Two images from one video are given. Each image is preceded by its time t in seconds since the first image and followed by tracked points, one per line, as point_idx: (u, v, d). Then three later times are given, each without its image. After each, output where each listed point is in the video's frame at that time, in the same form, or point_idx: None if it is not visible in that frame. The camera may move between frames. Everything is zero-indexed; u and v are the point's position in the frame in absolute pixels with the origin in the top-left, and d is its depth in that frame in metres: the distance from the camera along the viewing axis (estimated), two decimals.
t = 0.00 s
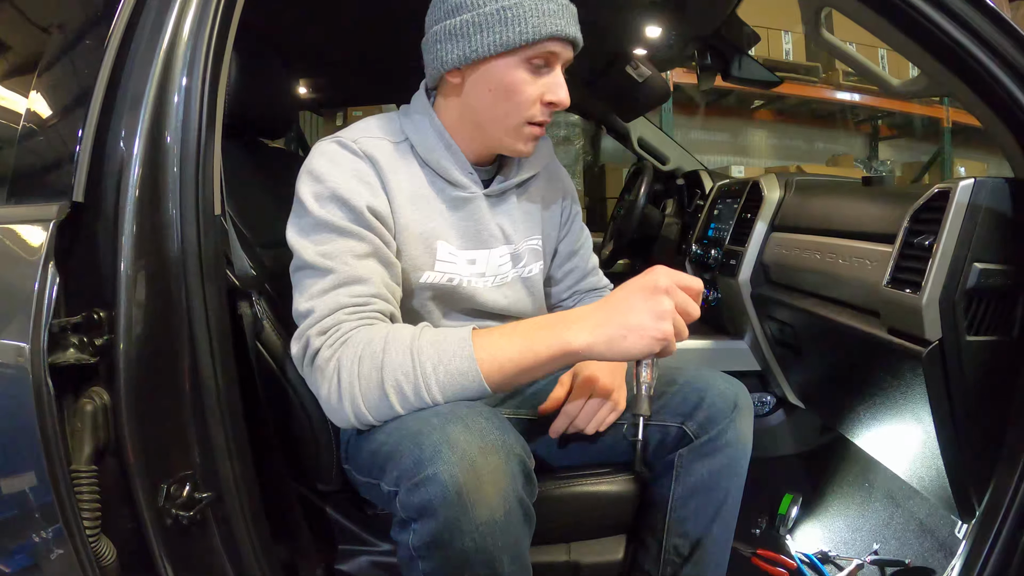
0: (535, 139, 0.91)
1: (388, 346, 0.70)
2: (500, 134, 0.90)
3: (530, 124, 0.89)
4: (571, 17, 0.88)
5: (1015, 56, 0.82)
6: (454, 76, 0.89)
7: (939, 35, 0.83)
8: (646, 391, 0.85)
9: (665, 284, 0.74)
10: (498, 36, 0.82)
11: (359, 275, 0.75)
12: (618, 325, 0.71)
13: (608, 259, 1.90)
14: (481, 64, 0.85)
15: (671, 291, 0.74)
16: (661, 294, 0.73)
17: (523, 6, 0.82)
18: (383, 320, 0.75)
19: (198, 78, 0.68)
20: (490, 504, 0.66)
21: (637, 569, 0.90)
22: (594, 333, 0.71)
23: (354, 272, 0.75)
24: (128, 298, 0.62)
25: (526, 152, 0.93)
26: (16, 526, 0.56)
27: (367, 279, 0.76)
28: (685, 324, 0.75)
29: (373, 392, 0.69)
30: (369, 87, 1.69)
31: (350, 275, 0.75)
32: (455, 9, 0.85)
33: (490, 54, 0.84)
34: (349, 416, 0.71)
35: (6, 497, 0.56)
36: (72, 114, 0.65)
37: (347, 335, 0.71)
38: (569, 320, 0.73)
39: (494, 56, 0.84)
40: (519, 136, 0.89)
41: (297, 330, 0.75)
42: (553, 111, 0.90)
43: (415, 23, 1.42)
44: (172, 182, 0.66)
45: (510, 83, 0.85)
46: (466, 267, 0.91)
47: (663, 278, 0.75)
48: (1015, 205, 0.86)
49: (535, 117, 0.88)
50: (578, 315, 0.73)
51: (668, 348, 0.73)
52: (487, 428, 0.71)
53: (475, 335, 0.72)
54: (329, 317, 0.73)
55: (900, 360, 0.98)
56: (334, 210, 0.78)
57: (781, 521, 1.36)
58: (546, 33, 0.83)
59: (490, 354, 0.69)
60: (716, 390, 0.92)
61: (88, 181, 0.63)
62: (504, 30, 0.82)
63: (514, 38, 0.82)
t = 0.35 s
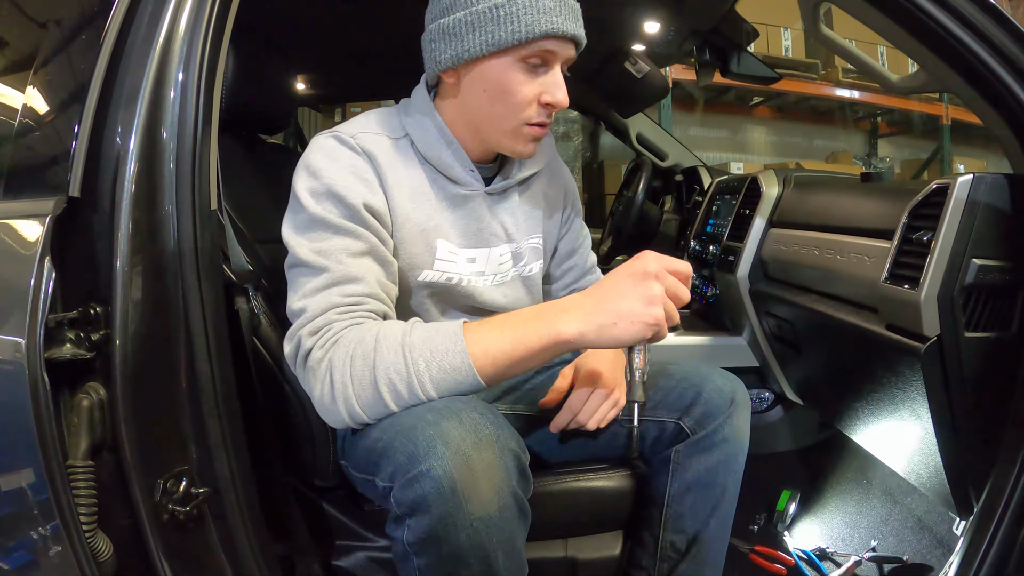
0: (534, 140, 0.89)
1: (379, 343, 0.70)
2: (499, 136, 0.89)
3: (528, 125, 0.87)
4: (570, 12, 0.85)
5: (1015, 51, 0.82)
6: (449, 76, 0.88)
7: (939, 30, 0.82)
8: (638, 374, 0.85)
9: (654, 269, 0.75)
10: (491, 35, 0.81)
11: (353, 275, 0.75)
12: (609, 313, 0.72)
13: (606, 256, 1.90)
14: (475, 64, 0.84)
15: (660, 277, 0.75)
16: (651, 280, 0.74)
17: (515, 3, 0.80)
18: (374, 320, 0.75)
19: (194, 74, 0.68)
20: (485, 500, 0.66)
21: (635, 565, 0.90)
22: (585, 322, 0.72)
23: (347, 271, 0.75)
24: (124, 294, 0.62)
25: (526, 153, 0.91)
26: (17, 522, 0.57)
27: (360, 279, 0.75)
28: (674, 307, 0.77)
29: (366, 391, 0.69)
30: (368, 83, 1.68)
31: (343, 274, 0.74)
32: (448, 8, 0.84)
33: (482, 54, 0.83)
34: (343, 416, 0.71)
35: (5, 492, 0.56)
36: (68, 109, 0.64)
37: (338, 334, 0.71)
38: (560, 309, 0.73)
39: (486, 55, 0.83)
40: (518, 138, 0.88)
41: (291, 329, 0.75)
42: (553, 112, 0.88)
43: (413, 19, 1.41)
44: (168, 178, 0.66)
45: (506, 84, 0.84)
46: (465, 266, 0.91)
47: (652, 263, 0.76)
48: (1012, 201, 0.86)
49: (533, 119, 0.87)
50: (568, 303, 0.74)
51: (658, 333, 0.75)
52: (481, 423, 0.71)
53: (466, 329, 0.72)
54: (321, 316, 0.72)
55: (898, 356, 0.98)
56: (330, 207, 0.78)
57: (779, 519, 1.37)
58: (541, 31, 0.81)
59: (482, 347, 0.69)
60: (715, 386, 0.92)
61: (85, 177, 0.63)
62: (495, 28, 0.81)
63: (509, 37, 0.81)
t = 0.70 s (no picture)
0: (514, 145, 0.87)
1: (378, 343, 0.70)
2: (479, 141, 0.87)
3: (508, 131, 0.84)
4: (559, 16, 0.82)
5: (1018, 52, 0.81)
6: (436, 77, 0.88)
7: (940, 30, 0.82)
8: (642, 298, 0.88)
9: (592, 213, 0.71)
10: (469, 36, 0.80)
11: (350, 278, 0.75)
12: (585, 277, 0.70)
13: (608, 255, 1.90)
14: (455, 65, 0.84)
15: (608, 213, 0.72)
16: (596, 224, 0.70)
17: (495, 4, 0.79)
18: (375, 320, 0.75)
19: (197, 74, 0.68)
20: (492, 496, 0.66)
21: (636, 564, 0.90)
22: (569, 293, 0.71)
23: (345, 275, 0.75)
24: (126, 294, 0.62)
25: (508, 158, 0.89)
26: (20, 520, 0.57)
27: (357, 282, 0.75)
28: (638, 229, 0.73)
29: (369, 394, 0.69)
30: (369, 82, 1.68)
31: (341, 278, 0.74)
32: (435, 9, 0.84)
33: (459, 54, 0.82)
34: (348, 419, 0.71)
35: (8, 491, 0.56)
36: (70, 109, 0.65)
37: (338, 339, 0.71)
38: (539, 289, 0.72)
39: (464, 56, 0.82)
40: (498, 143, 0.86)
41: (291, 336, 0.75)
42: (536, 119, 0.84)
43: (414, 19, 1.42)
44: (170, 177, 0.66)
45: (483, 86, 0.82)
46: (462, 268, 0.92)
47: (590, 205, 0.72)
48: (1014, 201, 0.86)
49: (513, 124, 0.84)
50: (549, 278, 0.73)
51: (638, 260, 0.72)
52: (486, 420, 0.71)
53: (462, 319, 0.72)
54: (321, 321, 0.72)
55: (899, 355, 0.98)
56: (323, 213, 0.78)
57: (780, 518, 1.37)
58: (519, 33, 0.78)
59: (479, 336, 0.70)
60: (717, 385, 0.91)
61: (88, 176, 0.63)
62: (473, 30, 0.79)
63: (485, 39, 0.79)
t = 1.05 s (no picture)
0: (481, 169, 0.86)
1: (401, 337, 0.70)
2: (449, 159, 0.85)
3: (475, 155, 0.83)
4: (535, 43, 0.77)
5: (1017, 54, 0.82)
6: (409, 90, 0.85)
7: (940, 31, 0.83)
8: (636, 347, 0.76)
9: (677, 285, 0.75)
10: (437, 61, 0.76)
11: (353, 270, 0.75)
12: (622, 314, 0.72)
13: (608, 255, 1.90)
14: (425, 87, 0.80)
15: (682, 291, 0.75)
16: (670, 296, 0.74)
17: (464, 31, 0.74)
18: (384, 311, 0.76)
19: (199, 74, 0.68)
20: (512, 489, 0.67)
21: (637, 563, 0.91)
22: (602, 319, 0.72)
23: (348, 266, 0.75)
24: (129, 293, 0.62)
25: (475, 179, 0.88)
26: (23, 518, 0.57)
27: (361, 273, 0.76)
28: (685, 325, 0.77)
29: (389, 384, 0.70)
30: (369, 82, 1.69)
31: (345, 270, 0.75)
32: (409, 20, 0.79)
33: (428, 79, 0.78)
34: (364, 412, 0.71)
35: (8, 490, 0.57)
36: (73, 110, 0.65)
37: (354, 331, 0.72)
38: (576, 303, 0.73)
39: (433, 81, 0.78)
40: (466, 165, 0.85)
41: (301, 330, 0.74)
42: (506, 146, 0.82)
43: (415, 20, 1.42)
44: (173, 177, 0.66)
45: (453, 112, 0.80)
46: (451, 267, 0.92)
47: (674, 278, 0.76)
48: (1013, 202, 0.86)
49: (480, 150, 0.82)
50: (596, 298, 0.73)
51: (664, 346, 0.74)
52: (505, 413, 0.72)
53: (486, 320, 0.72)
54: (332, 314, 0.73)
55: (899, 356, 0.98)
56: (313, 213, 0.78)
57: (779, 518, 1.36)
58: (488, 65, 0.74)
59: (506, 340, 0.70)
60: (717, 385, 0.92)
61: (90, 176, 0.63)
62: (442, 56, 0.75)
63: (454, 68, 0.75)
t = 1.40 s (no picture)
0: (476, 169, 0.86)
1: (393, 340, 0.71)
2: (443, 162, 0.86)
3: (468, 156, 0.83)
4: (519, 41, 0.77)
5: (1017, 54, 0.82)
6: (399, 96, 0.86)
7: (940, 32, 0.83)
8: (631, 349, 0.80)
9: (667, 272, 0.77)
10: (423, 67, 0.77)
11: (347, 277, 0.76)
12: (613, 303, 0.74)
13: (609, 255, 1.91)
14: (414, 93, 0.81)
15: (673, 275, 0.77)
16: (660, 282, 0.76)
17: (447, 35, 0.74)
18: (377, 316, 0.76)
19: (203, 75, 0.69)
20: (507, 489, 0.67)
21: (638, 561, 0.91)
22: (591, 310, 0.74)
23: (342, 273, 0.76)
24: (134, 293, 0.63)
25: (471, 178, 0.89)
26: (25, 517, 0.58)
27: (355, 279, 0.76)
28: (679, 312, 0.78)
29: (385, 388, 0.70)
30: (370, 82, 1.69)
31: (338, 277, 0.75)
32: (392, 28, 0.80)
33: (415, 86, 0.79)
34: (361, 416, 0.72)
35: (10, 489, 0.57)
36: (77, 112, 0.65)
37: (348, 336, 0.72)
38: (566, 295, 0.75)
39: (419, 86, 0.79)
40: (460, 166, 0.85)
41: (297, 337, 0.75)
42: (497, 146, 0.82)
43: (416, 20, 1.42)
44: (177, 177, 0.67)
45: (442, 114, 0.80)
46: (448, 268, 0.93)
47: (664, 264, 0.78)
48: (1012, 201, 0.87)
49: (472, 151, 0.82)
50: (585, 290, 0.75)
51: (656, 333, 0.76)
52: (500, 414, 0.72)
53: (477, 320, 0.73)
54: (327, 320, 0.73)
55: (898, 355, 0.98)
56: (307, 221, 0.79)
57: (780, 516, 1.38)
58: (473, 67, 0.75)
59: (495, 336, 0.71)
60: (717, 382, 0.92)
61: (94, 177, 0.64)
62: (426, 62, 0.76)
63: (440, 72, 0.76)
